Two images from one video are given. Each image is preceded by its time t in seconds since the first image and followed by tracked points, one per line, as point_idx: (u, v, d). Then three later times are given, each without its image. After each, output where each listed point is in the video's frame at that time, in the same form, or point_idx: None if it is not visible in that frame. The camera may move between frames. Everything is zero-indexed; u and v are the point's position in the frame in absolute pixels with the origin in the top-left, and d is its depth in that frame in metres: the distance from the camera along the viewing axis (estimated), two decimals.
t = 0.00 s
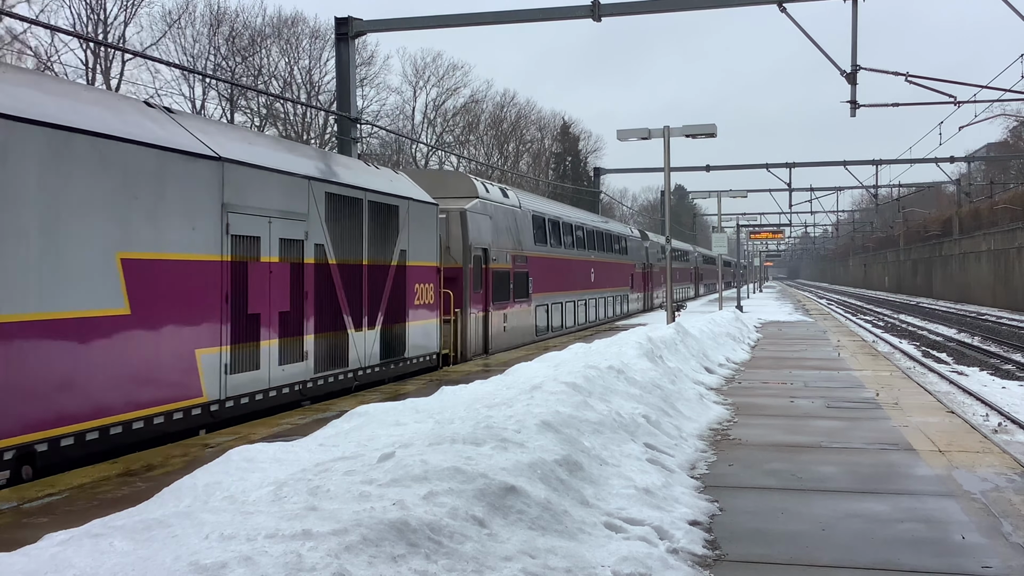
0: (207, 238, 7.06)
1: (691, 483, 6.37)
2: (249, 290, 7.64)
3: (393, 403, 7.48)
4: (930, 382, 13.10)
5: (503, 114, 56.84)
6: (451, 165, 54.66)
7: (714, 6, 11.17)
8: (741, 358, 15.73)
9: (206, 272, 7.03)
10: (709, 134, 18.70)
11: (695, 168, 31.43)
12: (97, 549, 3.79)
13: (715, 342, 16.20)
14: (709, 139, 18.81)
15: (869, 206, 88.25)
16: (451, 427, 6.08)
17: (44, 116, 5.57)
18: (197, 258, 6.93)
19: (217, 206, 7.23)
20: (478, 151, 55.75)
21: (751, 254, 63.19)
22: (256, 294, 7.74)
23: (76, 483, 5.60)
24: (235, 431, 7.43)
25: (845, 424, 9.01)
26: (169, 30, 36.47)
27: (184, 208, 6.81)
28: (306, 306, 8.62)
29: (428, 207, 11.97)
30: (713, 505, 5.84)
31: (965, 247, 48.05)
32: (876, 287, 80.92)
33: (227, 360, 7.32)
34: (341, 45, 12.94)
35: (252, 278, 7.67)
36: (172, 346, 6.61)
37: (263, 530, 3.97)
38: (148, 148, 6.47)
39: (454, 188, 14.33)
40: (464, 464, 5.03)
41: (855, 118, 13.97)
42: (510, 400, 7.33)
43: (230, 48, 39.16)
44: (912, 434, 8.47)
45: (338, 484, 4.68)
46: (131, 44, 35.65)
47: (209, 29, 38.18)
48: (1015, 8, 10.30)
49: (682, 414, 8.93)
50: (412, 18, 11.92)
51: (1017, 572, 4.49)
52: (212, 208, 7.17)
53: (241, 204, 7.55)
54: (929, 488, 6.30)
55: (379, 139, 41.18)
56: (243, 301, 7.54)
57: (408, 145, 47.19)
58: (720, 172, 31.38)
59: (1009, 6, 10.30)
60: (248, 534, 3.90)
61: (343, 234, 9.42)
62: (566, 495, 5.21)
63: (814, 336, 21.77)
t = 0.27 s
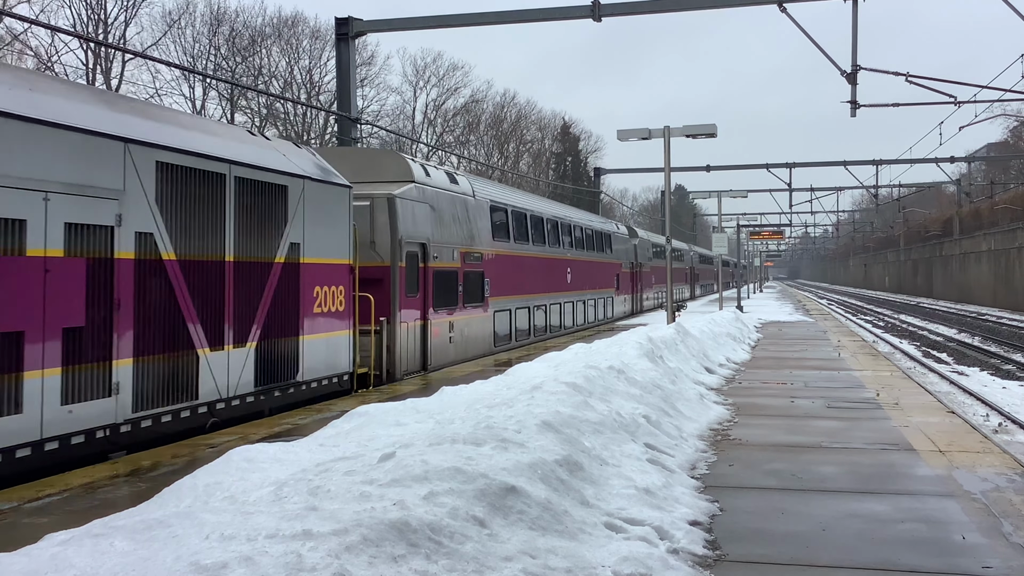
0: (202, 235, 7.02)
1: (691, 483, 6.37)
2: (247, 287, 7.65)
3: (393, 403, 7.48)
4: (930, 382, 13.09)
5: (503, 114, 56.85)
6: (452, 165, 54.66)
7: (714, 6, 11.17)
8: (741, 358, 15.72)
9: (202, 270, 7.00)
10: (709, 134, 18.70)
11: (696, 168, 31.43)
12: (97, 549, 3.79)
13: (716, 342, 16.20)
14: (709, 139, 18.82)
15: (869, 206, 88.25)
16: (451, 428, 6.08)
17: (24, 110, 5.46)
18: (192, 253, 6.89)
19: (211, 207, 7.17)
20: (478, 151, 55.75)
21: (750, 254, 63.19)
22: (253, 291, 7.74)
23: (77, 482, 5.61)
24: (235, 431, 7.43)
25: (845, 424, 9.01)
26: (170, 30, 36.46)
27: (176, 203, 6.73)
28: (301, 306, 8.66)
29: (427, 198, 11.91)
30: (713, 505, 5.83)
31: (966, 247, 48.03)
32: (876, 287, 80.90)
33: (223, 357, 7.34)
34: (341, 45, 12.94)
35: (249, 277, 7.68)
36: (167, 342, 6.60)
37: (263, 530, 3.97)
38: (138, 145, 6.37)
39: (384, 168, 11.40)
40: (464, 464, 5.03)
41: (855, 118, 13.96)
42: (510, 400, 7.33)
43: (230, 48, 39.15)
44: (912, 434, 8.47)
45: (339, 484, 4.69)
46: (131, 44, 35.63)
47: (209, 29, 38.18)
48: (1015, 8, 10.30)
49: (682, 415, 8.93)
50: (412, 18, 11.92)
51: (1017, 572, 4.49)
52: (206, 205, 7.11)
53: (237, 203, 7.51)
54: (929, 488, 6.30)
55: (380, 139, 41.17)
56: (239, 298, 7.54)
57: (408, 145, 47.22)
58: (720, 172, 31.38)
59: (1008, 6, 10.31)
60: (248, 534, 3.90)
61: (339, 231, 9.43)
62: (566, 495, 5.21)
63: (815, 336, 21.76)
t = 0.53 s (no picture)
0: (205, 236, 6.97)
1: (691, 483, 6.37)
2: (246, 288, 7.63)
3: (393, 403, 7.48)
4: (930, 382, 13.10)
5: (503, 114, 56.87)
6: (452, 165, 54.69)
7: (714, 6, 11.17)
8: (741, 358, 15.73)
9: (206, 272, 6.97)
10: (709, 134, 18.70)
11: (695, 168, 31.43)
12: (97, 549, 3.79)
13: (716, 342, 16.20)
14: (709, 139, 18.82)
15: (869, 206, 88.30)
16: (451, 428, 6.09)
17: (28, 111, 5.33)
18: (195, 254, 6.85)
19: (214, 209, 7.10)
20: (478, 151, 55.76)
21: (750, 254, 63.23)
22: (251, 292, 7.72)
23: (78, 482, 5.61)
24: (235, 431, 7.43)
25: (845, 424, 9.01)
26: (170, 29, 36.47)
27: (179, 205, 6.66)
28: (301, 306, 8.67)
29: (427, 194, 11.88)
30: (713, 505, 5.84)
31: (966, 247, 48.04)
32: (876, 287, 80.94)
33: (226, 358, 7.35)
34: (341, 45, 12.94)
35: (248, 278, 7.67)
36: (170, 346, 6.57)
37: (263, 530, 3.97)
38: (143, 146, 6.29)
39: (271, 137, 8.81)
40: (464, 464, 5.03)
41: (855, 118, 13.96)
42: (510, 400, 7.33)
43: (230, 48, 39.16)
44: (912, 434, 8.47)
45: (339, 484, 4.69)
46: (131, 44, 35.66)
47: (209, 29, 38.18)
48: (1015, 8, 10.29)
49: (682, 415, 8.93)
50: (412, 18, 11.92)
51: (1017, 572, 4.49)
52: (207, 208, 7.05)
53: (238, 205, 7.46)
54: (929, 488, 6.30)
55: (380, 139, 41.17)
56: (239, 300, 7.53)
57: (408, 145, 47.25)
58: (720, 172, 31.39)
59: (1008, 6, 10.30)
60: (248, 534, 3.91)
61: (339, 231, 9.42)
62: (566, 495, 5.21)
63: (814, 336, 21.77)
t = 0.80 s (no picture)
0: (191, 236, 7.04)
1: (691, 483, 6.37)
2: (239, 287, 7.68)
3: (393, 403, 7.48)
4: (930, 382, 13.11)
5: (503, 114, 56.88)
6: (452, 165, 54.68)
7: (714, 6, 11.17)
8: (741, 358, 15.73)
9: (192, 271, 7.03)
10: (709, 134, 18.69)
11: (696, 168, 31.42)
12: (97, 549, 3.79)
13: (716, 342, 16.20)
14: (709, 139, 18.81)
15: (869, 207, 88.30)
16: (451, 428, 6.09)
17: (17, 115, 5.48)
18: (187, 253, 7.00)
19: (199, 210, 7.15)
20: (478, 151, 55.77)
21: (750, 254, 63.24)
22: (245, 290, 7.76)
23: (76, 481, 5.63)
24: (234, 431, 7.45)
25: (845, 424, 9.02)
26: (170, 29, 36.43)
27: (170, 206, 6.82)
28: (300, 305, 8.69)
29: (427, 193, 11.90)
30: (713, 505, 5.84)
31: (966, 247, 48.05)
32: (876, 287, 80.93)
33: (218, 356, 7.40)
34: (341, 45, 12.93)
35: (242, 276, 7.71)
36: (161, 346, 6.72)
37: (263, 530, 3.97)
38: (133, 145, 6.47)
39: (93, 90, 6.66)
40: (464, 464, 5.03)
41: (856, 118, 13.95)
42: (510, 400, 7.34)
43: (230, 48, 39.14)
44: (912, 434, 8.47)
45: (339, 484, 4.69)
46: (131, 44, 35.63)
47: (209, 29, 38.15)
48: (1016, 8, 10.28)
49: (682, 415, 8.93)
50: (412, 18, 11.92)
51: (1017, 572, 4.49)
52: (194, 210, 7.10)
53: (227, 205, 7.52)
54: (929, 488, 6.30)
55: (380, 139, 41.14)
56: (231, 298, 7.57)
57: (409, 145, 47.26)
58: (720, 173, 31.40)
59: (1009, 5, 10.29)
60: (248, 534, 3.91)
61: (337, 230, 9.45)
62: (566, 495, 5.22)
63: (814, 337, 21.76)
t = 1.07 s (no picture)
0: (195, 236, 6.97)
1: (691, 483, 6.36)
2: (247, 286, 7.62)
3: (393, 403, 7.48)
4: (930, 382, 13.10)
5: (503, 114, 56.87)
6: (452, 165, 54.69)
7: (714, 6, 11.16)
8: (741, 358, 15.72)
9: (197, 271, 6.96)
10: (709, 134, 18.69)
11: (696, 168, 31.42)
12: (97, 549, 3.79)
13: (716, 342, 16.19)
14: (709, 139, 18.81)
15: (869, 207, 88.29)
16: (451, 428, 6.08)
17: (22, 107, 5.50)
18: (196, 251, 6.98)
19: (202, 211, 7.09)
20: (478, 151, 55.75)
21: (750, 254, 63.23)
22: (253, 290, 7.71)
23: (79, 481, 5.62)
24: (239, 431, 7.43)
25: (845, 424, 9.02)
26: (170, 29, 36.45)
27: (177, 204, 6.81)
28: (308, 306, 8.67)
29: (427, 193, 11.92)
30: (713, 505, 5.83)
31: (966, 247, 48.03)
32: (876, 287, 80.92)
33: (224, 357, 7.36)
34: (341, 45, 12.93)
35: (249, 275, 7.66)
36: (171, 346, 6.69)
37: (263, 530, 3.97)
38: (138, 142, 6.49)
39: None
40: (464, 464, 5.03)
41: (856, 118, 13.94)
42: (510, 400, 7.34)
43: (230, 48, 39.12)
44: (913, 434, 8.46)
45: (339, 484, 4.69)
46: (131, 43, 35.68)
47: (209, 28, 38.13)
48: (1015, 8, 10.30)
49: (682, 415, 8.93)
50: (412, 18, 11.92)
51: (1017, 572, 4.49)
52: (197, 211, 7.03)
53: (229, 204, 7.47)
54: (929, 488, 6.30)
55: (380, 138, 41.15)
56: (239, 298, 7.51)
57: (408, 144, 47.25)
58: (720, 173, 31.40)
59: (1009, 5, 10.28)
60: (248, 534, 3.91)
61: (340, 229, 9.43)
62: (566, 495, 5.21)
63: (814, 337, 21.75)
